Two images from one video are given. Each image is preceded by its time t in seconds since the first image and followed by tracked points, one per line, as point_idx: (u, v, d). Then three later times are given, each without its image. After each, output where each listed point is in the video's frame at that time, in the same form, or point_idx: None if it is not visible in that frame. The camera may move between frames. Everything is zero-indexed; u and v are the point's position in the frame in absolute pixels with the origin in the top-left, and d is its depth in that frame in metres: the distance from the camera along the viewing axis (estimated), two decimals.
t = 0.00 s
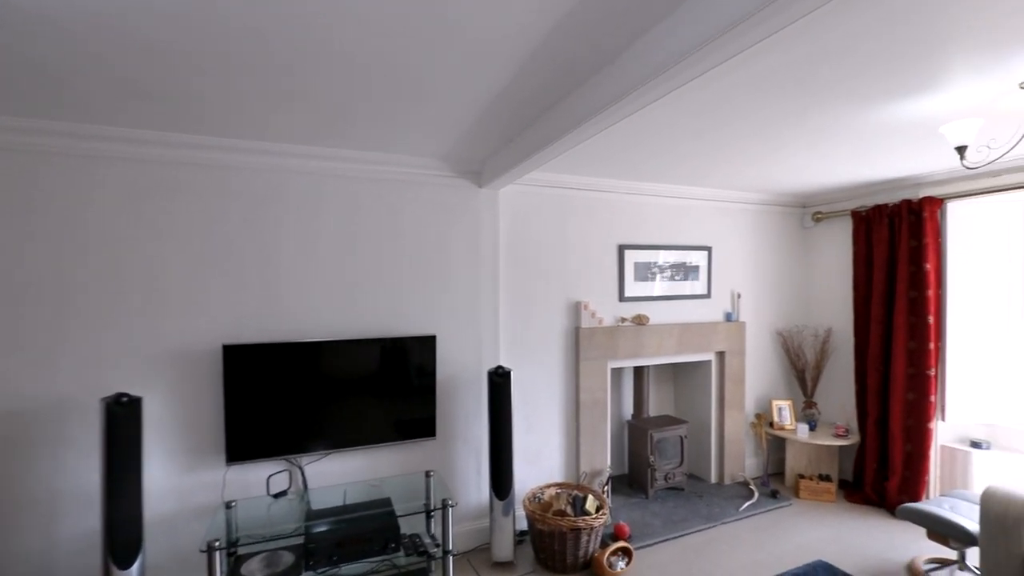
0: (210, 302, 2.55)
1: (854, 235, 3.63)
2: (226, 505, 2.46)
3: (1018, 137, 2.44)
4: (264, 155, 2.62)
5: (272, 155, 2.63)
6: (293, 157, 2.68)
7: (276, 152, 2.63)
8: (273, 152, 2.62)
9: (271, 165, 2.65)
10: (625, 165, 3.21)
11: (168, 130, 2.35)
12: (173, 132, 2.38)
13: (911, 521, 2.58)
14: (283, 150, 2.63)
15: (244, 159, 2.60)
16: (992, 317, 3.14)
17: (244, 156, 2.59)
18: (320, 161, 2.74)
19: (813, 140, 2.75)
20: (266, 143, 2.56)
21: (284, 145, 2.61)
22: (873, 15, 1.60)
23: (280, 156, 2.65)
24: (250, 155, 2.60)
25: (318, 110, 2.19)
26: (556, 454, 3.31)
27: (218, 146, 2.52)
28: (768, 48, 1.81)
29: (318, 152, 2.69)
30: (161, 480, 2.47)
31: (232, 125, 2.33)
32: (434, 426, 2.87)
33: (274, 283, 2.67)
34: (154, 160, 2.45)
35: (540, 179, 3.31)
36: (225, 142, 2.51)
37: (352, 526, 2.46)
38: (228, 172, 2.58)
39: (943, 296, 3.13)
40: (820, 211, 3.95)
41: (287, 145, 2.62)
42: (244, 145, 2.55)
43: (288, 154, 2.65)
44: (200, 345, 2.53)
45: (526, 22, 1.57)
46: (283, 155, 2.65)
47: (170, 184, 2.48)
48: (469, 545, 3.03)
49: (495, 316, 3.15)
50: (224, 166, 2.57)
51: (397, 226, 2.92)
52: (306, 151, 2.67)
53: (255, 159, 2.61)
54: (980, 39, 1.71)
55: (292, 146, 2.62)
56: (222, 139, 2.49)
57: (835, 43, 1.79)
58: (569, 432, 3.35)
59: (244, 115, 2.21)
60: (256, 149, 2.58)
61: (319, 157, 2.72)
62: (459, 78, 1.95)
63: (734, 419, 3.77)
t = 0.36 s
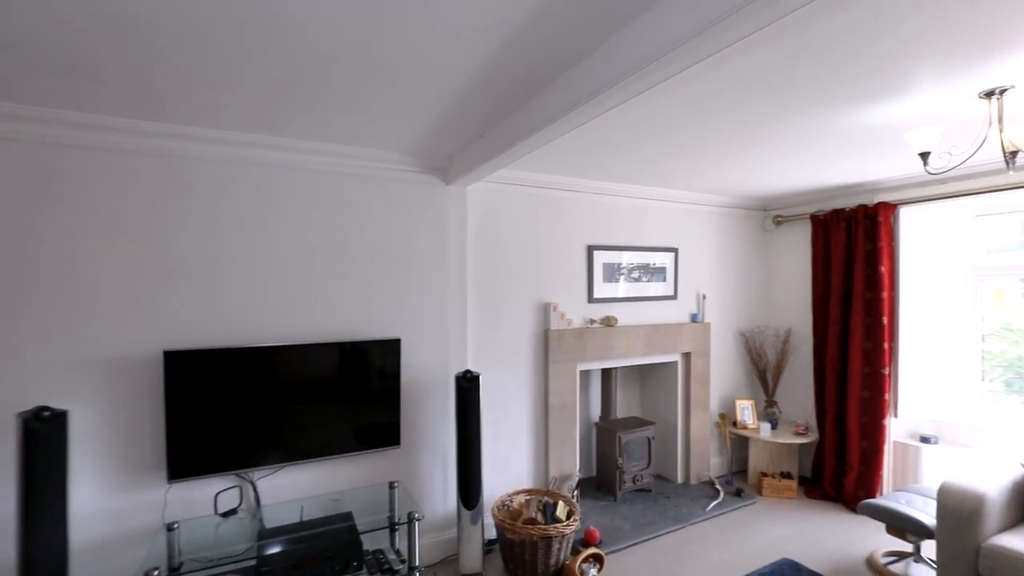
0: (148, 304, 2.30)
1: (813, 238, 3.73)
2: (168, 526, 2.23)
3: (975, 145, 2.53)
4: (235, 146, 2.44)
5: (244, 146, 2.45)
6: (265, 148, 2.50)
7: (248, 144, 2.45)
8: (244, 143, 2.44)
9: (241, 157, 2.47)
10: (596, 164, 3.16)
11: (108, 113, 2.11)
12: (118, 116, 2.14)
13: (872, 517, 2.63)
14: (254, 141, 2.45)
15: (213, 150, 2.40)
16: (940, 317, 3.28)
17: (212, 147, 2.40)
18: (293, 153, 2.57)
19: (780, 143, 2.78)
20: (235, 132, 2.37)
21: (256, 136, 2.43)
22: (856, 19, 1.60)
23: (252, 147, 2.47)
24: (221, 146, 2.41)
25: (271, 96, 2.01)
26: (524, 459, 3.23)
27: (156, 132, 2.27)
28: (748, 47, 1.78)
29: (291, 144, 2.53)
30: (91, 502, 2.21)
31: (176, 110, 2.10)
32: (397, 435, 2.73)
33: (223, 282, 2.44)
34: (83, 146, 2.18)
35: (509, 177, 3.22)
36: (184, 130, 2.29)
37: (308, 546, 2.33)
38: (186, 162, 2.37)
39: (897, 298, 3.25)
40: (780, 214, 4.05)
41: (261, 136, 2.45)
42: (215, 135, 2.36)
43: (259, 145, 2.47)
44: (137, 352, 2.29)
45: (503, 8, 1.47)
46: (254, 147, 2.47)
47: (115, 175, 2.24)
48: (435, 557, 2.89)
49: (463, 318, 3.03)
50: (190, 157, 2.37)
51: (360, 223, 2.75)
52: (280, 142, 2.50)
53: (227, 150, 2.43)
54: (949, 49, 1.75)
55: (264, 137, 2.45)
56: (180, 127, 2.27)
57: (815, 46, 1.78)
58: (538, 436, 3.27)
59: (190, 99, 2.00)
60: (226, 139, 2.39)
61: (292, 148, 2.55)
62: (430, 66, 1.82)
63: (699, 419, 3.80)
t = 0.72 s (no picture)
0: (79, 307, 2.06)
1: (775, 239, 3.82)
2: (102, 556, 1.99)
3: (940, 149, 2.60)
4: (209, 137, 2.26)
5: (218, 138, 2.27)
6: (240, 141, 2.33)
7: (223, 135, 2.27)
8: (219, 134, 2.26)
9: (212, 149, 2.29)
10: (568, 161, 3.10)
11: (25, 91, 1.85)
12: (35, 95, 1.88)
13: (838, 512, 2.68)
14: (222, 132, 2.26)
15: (186, 141, 2.22)
16: (894, 316, 3.41)
17: (185, 137, 2.22)
18: (267, 146, 2.40)
19: (750, 144, 2.80)
20: (197, 120, 2.17)
21: (233, 127, 2.26)
22: (840, 18, 1.58)
23: (227, 139, 2.30)
24: (195, 136, 2.23)
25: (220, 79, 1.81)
26: (495, 465, 3.13)
27: (86, 116, 2.01)
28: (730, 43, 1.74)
29: (271, 137, 2.37)
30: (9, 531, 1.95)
31: (111, 90, 1.87)
32: (362, 445, 2.57)
33: (167, 283, 2.21)
34: None
35: (480, 174, 3.11)
36: (141, 117, 2.09)
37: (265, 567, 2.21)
38: (145, 153, 2.16)
39: (856, 298, 3.36)
40: (744, 216, 4.12)
41: (230, 127, 2.26)
42: (191, 125, 2.18)
43: (235, 137, 2.30)
44: (66, 360, 2.04)
45: None
46: (230, 139, 2.30)
47: (36, 161, 1.98)
48: (403, 571, 2.75)
49: (432, 320, 2.90)
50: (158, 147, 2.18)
51: (322, 220, 2.57)
52: (262, 134, 2.34)
53: (202, 141, 2.26)
54: (923, 53, 1.77)
55: (240, 129, 2.28)
56: (138, 114, 2.07)
57: (798, 45, 1.77)
58: (509, 440, 3.18)
59: (129, 80, 1.78)
60: (201, 130, 2.22)
61: (265, 141, 2.37)
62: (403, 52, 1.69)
63: (668, 419, 3.82)
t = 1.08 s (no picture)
0: None
1: (743, 240, 3.87)
2: None
3: (914, 151, 2.65)
4: (179, 126, 2.09)
5: (189, 127, 2.11)
6: (213, 131, 2.17)
7: (195, 125, 2.11)
8: (190, 123, 2.10)
9: (177, 138, 2.11)
10: (544, 158, 3.02)
11: None
12: None
13: (810, 509, 2.74)
14: (171, 117, 2.05)
15: (156, 130, 2.06)
16: (856, 315, 3.52)
17: (155, 126, 2.05)
18: (237, 136, 2.23)
19: (726, 144, 2.80)
20: (142, 103, 1.96)
21: (205, 115, 2.10)
22: (833, 17, 1.57)
23: (199, 129, 2.13)
24: (164, 125, 2.06)
25: (166, 56, 1.62)
26: (468, 472, 3.01)
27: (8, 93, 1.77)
28: (718, 39, 1.70)
29: (246, 127, 2.21)
30: None
31: (37, 64, 1.64)
32: (328, 456, 2.41)
33: (105, 283, 1.98)
34: None
35: (453, 169, 2.98)
36: (76, 97, 1.86)
37: None
38: (80, 137, 1.93)
39: (822, 298, 3.45)
40: (714, 217, 4.17)
41: (181, 111, 2.05)
42: (163, 113, 2.02)
43: (207, 127, 2.14)
44: None
45: None
46: (203, 128, 2.14)
47: None
48: None
49: (403, 322, 2.75)
50: (117, 135, 2.00)
51: (285, 215, 2.38)
52: (237, 124, 2.19)
53: (172, 131, 2.09)
54: (905, 56, 1.79)
55: (213, 117, 2.12)
56: (72, 93, 1.84)
57: (787, 46, 1.75)
58: (482, 446, 3.07)
59: (59, 52, 1.56)
60: (171, 117, 2.05)
61: (234, 130, 2.20)
62: (381, 35, 1.54)
63: (641, 419, 3.80)
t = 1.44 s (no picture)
0: None
1: (717, 241, 3.91)
2: None
3: (895, 152, 2.71)
4: (155, 114, 1.94)
5: (165, 115, 1.96)
6: (189, 121, 2.02)
7: (172, 113, 1.96)
8: (167, 111, 1.95)
9: (141, 125, 1.93)
10: (524, 155, 2.93)
11: None
12: None
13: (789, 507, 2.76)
14: (123, 99, 1.84)
15: (129, 118, 1.90)
16: (824, 314, 3.60)
17: (130, 114, 1.90)
18: (206, 125, 2.06)
19: (706, 144, 2.79)
20: (88, 82, 1.75)
21: (183, 103, 1.95)
22: (830, 18, 1.55)
23: (176, 117, 1.98)
24: (139, 113, 1.91)
25: (111, 29, 1.43)
26: (445, 481, 2.89)
27: None
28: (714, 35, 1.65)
29: (217, 115, 2.05)
30: None
31: None
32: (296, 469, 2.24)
33: (40, 284, 1.75)
34: None
35: (429, 164, 2.84)
36: (9, 73, 1.64)
37: None
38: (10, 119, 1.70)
39: (793, 298, 3.52)
40: (687, 218, 4.20)
41: (135, 93, 1.85)
42: (141, 100, 1.87)
43: (183, 116, 1.99)
44: None
45: None
46: (178, 117, 1.99)
47: None
48: None
49: (376, 325, 2.60)
50: (64, 118, 1.79)
51: (249, 209, 2.20)
52: (212, 113, 2.03)
53: (144, 118, 1.93)
54: (892, 59, 1.80)
55: (192, 106, 1.97)
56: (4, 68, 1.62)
57: (780, 45, 1.73)
58: (459, 452, 2.96)
59: None
60: (148, 104, 1.90)
61: (203, 119, 2.03)
62: (364, 16, 1.41)
63: (618, 420, 3.78)
